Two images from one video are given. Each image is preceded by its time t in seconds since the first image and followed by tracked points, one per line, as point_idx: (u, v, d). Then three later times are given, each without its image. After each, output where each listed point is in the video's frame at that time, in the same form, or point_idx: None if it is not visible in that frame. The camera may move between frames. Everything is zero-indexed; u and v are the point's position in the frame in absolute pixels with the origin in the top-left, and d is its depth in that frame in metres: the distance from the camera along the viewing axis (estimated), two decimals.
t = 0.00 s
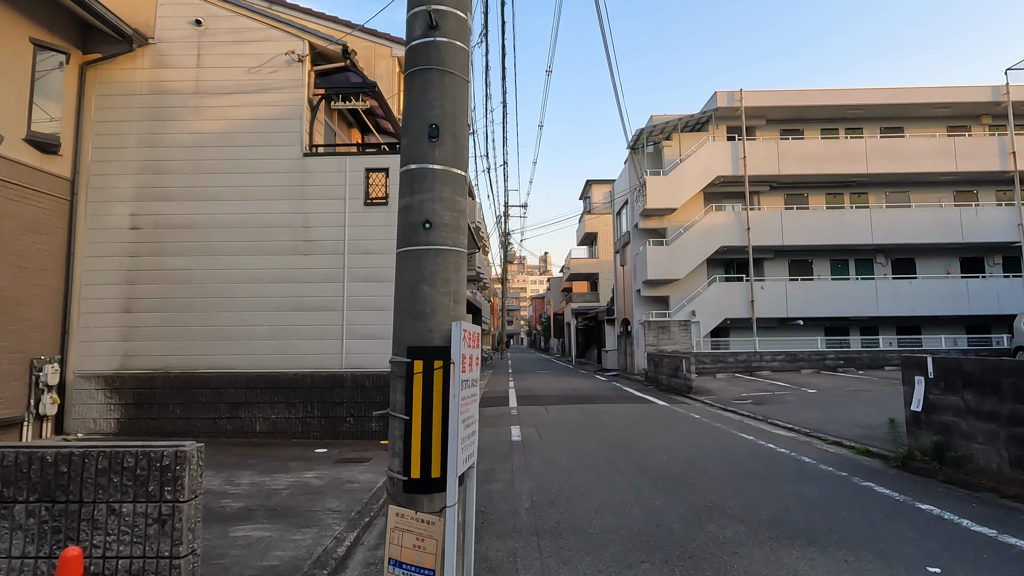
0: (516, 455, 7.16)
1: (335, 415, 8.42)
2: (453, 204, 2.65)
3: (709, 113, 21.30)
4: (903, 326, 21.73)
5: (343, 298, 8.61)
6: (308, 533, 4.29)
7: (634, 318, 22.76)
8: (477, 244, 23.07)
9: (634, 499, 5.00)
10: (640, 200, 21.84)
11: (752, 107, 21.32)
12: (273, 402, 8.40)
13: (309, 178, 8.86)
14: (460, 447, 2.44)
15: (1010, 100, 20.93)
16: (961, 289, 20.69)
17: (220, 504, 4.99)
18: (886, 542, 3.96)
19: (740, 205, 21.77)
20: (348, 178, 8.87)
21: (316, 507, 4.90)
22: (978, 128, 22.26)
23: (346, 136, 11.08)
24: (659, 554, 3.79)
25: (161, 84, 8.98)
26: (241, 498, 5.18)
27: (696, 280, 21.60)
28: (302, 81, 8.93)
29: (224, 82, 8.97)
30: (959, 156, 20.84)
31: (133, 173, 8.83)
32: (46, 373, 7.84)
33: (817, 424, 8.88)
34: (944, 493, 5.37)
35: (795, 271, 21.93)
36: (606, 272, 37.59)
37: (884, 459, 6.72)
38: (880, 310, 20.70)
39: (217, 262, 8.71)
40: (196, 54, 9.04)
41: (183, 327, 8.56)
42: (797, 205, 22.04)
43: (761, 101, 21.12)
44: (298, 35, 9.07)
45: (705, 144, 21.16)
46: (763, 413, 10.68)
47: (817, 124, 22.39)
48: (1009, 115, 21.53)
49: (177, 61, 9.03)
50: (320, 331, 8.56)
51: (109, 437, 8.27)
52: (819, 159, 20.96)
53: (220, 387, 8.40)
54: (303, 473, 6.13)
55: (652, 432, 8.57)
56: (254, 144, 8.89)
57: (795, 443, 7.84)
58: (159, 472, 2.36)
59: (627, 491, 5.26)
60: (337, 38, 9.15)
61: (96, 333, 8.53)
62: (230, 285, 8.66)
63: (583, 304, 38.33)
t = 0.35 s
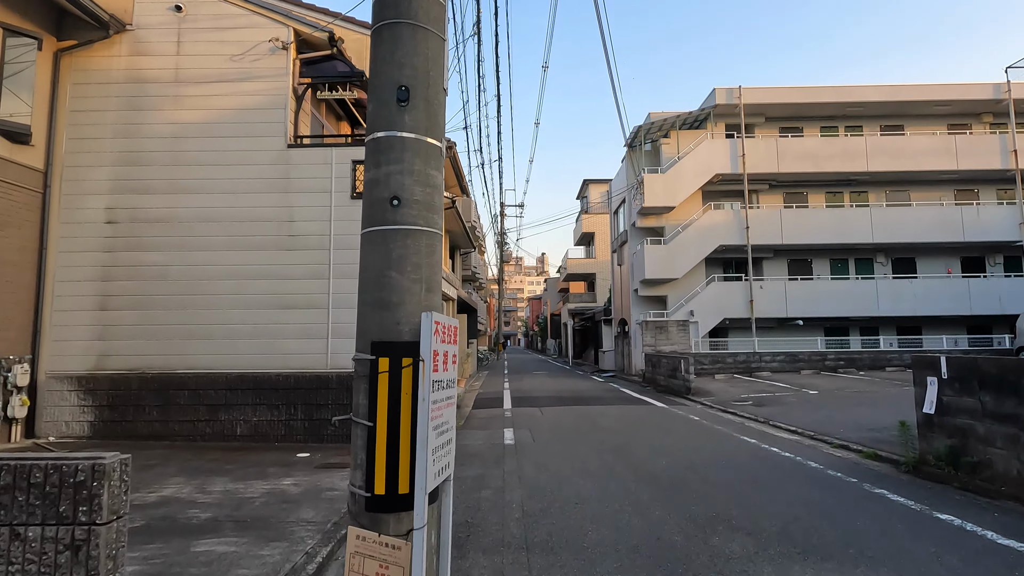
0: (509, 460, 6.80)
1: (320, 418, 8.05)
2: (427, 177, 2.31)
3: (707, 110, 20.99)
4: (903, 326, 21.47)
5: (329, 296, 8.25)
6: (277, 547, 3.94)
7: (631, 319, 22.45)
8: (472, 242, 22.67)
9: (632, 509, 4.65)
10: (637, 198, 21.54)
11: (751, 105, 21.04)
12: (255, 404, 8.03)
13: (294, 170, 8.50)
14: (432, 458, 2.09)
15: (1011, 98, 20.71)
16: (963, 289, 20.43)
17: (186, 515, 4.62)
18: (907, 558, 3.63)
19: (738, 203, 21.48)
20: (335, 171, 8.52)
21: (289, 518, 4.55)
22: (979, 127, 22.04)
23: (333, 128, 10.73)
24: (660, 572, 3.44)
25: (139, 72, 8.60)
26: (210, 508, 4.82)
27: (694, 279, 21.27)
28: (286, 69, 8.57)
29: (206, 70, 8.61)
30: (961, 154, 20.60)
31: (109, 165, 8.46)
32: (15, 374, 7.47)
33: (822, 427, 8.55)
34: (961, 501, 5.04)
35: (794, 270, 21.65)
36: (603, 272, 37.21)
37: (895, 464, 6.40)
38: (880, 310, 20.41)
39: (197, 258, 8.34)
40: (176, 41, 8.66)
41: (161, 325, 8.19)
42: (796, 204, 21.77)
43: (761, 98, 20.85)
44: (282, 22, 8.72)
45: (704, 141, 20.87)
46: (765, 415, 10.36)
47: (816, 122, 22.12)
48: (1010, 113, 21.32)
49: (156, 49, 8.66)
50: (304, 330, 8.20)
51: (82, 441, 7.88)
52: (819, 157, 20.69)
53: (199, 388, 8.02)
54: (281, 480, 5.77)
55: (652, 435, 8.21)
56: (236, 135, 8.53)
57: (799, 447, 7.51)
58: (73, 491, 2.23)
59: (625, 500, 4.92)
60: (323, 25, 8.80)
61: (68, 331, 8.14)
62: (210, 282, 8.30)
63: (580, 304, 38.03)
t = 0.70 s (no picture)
0: (499, 468, 6.46)
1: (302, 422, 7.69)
2: (388, 156, 1.96)
3: (705, 106, 20.64)
4: (903, 325, 21.22)
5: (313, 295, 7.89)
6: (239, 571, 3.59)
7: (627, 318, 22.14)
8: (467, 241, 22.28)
9: (629, 527, 4.31)
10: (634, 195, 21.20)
11: (749, 101, 20.72)
12: (234, 408, 7.66)
13: (275, 163, 8.13)
14: (389, 493, 1.76)
15: (1012, 95, 20.46)
16: (963, 288, 20.19)
17: (145, 533, 4.25)
18: None
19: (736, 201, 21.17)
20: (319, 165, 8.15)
21: (257, 536, 4.20)
22: (979, 124, 21.80)
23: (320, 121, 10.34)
24: None
25: (114, 60, 8.20)
26: (173, 525, 4.46)
27: (692, 278, 20.96)
28: (267, 58, 8.19)
29: (183, 58, 8.22)
30: (961, 152, 20.34)
31: (82, 158, 8.06)
32: None
33: (825, 432, 8.24)
34: (980, 514, 4.71)
35: (793, 269, 21.38)
36: (599, 271, 36.88)
37: (905, 473, 6.07)
38: (880, 309, 20.16)
39: (174, 255, 7.97)
40: (152, 29, 8.27)
41: (135, 326, 7.81)
42: (795, 201, 21.49)
43: (759, 94, 20.54)
44: (264, 9, 8.33)
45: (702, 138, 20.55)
46: (765, 418, 10.05)
47: (815, 118, 21.83)
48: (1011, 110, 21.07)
49: (131, 36, 8.26)
50: (286, 331, 7.83)
51: (51, 447, 7.48)
52: (818, 154, 20.41)
53: (175, 392, 7.64)
54: (255, 492, 5.41)
55: (649, 440, 7.88)
56: (216, 127, 8.15)
57: (803, 453, 7.18)
58: None
59: (620, 516, 4.58)
60: (307, 11, 8.39)
61: (38, 332, 7.75)
62: (188, 280, 7.92)
63: (576, 303, 37.73)
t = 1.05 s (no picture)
0: (494, 473, 6.11)
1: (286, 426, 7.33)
2: (339, 108, 1.61)
3: (708, 101, 20.28)
4: (910, 324, 20.83)
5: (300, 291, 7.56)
6: None
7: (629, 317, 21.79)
8: (466, 239, 21.95)
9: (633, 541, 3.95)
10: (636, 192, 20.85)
11: (753, 96, 20.36)
12: (218, 410, 7.31)
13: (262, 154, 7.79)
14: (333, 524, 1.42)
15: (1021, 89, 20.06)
16: (971, 286, 19.80)
17: (105, 547, 3.90)
18: None
19: (740, 198, 20.81)
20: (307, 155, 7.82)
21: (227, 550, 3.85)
22: (987, 119, 21.40)
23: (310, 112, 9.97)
24: None
25: (94, 47, 7.87)
26: (137, 537, 4.11)
27: (695, 276, 20.59)
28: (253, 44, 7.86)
29: (166, 45, 7.89)
30: (970, 147, 19.95)
31: (60, 148, 7.73)
32: None
33: (837, 434, 7.87)
34: (1012, 526, 4.36)
35: (798, 267, 21.00)
36: (600, 270, 36.54)
37: (925, 479, 5.72)
38: (886, 308, 19.78)
39: (156, 249, 7.63)
40: (133, 14, 7.93)
41: (115, 323, 7.47)
42: (799, 198, 21.11)
43: (763, 89, 20.17)
44: None
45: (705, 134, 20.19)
46: (773, 419, 9.69)
47: (820, 114, 21.44)
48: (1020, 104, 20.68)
49: (111, 21, 7.92)
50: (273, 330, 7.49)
51: (25, 451, 7.12)
52: (823, 150, 20.03)
53: (156, 393, 7.30)
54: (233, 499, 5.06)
55: (652, 443, 7.53)
56: (200, 116, 7.82)
57: (815, 457, 6.83)
58: None
59: (623, 528, 4.22)
60: None
61: (13, 330, 7.41)
62: (171, 275, 7.58)
63: (577, 303, 37.42)
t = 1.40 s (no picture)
0: (496, 481, 5.80)
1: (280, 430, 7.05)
2: (279, 62, 1.69)
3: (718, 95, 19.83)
4: (927, 323, 20.30)
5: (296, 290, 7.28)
6: None
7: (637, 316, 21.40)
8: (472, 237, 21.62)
9: (643, 562, 3.62)
10: (644, 188, 20.46)
11: (764, 89, 19.89)
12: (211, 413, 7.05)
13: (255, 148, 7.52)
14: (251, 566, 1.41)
15: None
16: (991, 283, 19.23)
17: (74, 566, 3.62)
18: None
19: (751, 194, 20.36)
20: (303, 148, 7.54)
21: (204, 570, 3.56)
22: (1007, 111, 20.78)
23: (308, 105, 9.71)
24: None
25: (84, 38, 7.61)
26: (110, 554, 3.82)
27: (705, 274, 20.17)
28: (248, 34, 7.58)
29: (158, 36, 7.62)
30: (989, 140, 19.37)
31: (48, 143, 7.48)
32: None
33: (857, 440, 7.49)
34: None
35: (811, 264, 20.52)
36: (608, 268, 36.11)
37: (957, 489, 5.33)
38: (903, 306, 19.25)
39: (147, 247, 7.36)
40: (124, 4, 7.67)
41: (106, 324, 7.22)
42: (812, 193, 20.62)
43: (775, 82, 19.69)
44: None
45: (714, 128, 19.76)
46: (788, 422, 9.32)
47: (834, 107, 20.93)
48: None
49: (102, 12, 7.66)
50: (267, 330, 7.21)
51: (12, 456, 6.87)
52: (837, 144, 19.52)
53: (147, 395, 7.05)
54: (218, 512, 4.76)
55: (662, 448, 7.20)
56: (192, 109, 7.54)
57: (833, 464, 6.47)
58: None
59: (633, 546, 3.88)
60: None
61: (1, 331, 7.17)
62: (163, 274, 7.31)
63: (585, 301, 37.04)
